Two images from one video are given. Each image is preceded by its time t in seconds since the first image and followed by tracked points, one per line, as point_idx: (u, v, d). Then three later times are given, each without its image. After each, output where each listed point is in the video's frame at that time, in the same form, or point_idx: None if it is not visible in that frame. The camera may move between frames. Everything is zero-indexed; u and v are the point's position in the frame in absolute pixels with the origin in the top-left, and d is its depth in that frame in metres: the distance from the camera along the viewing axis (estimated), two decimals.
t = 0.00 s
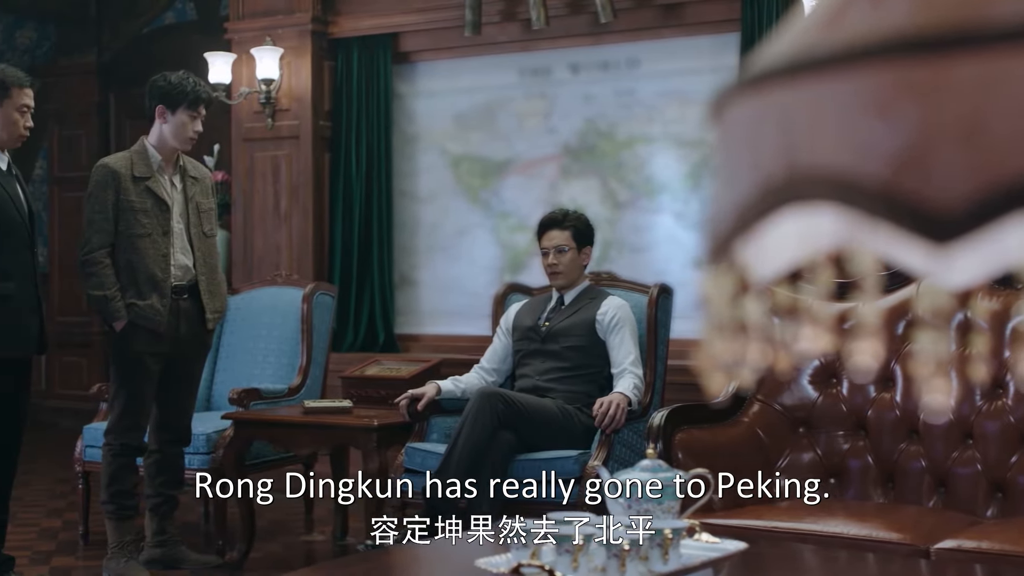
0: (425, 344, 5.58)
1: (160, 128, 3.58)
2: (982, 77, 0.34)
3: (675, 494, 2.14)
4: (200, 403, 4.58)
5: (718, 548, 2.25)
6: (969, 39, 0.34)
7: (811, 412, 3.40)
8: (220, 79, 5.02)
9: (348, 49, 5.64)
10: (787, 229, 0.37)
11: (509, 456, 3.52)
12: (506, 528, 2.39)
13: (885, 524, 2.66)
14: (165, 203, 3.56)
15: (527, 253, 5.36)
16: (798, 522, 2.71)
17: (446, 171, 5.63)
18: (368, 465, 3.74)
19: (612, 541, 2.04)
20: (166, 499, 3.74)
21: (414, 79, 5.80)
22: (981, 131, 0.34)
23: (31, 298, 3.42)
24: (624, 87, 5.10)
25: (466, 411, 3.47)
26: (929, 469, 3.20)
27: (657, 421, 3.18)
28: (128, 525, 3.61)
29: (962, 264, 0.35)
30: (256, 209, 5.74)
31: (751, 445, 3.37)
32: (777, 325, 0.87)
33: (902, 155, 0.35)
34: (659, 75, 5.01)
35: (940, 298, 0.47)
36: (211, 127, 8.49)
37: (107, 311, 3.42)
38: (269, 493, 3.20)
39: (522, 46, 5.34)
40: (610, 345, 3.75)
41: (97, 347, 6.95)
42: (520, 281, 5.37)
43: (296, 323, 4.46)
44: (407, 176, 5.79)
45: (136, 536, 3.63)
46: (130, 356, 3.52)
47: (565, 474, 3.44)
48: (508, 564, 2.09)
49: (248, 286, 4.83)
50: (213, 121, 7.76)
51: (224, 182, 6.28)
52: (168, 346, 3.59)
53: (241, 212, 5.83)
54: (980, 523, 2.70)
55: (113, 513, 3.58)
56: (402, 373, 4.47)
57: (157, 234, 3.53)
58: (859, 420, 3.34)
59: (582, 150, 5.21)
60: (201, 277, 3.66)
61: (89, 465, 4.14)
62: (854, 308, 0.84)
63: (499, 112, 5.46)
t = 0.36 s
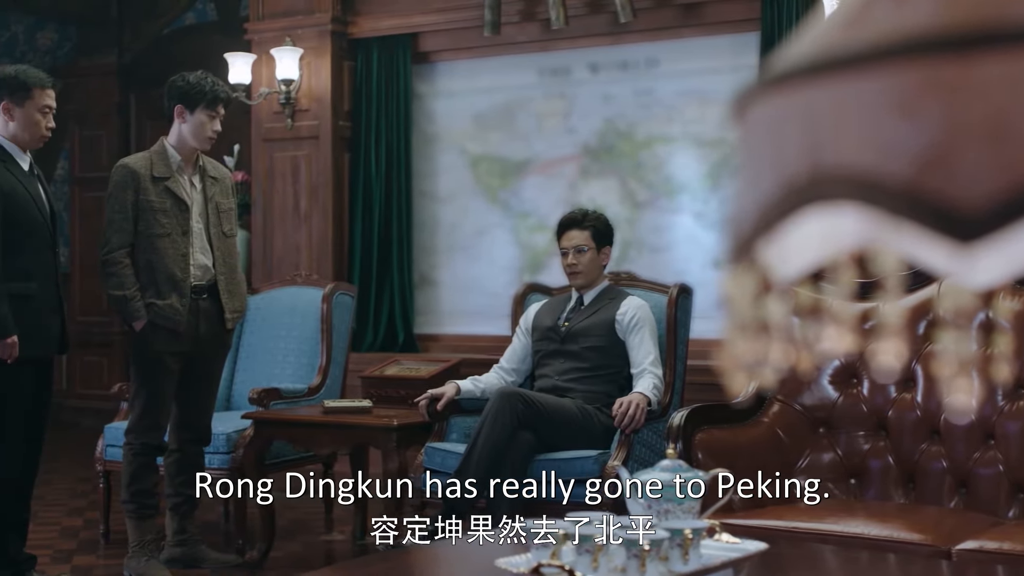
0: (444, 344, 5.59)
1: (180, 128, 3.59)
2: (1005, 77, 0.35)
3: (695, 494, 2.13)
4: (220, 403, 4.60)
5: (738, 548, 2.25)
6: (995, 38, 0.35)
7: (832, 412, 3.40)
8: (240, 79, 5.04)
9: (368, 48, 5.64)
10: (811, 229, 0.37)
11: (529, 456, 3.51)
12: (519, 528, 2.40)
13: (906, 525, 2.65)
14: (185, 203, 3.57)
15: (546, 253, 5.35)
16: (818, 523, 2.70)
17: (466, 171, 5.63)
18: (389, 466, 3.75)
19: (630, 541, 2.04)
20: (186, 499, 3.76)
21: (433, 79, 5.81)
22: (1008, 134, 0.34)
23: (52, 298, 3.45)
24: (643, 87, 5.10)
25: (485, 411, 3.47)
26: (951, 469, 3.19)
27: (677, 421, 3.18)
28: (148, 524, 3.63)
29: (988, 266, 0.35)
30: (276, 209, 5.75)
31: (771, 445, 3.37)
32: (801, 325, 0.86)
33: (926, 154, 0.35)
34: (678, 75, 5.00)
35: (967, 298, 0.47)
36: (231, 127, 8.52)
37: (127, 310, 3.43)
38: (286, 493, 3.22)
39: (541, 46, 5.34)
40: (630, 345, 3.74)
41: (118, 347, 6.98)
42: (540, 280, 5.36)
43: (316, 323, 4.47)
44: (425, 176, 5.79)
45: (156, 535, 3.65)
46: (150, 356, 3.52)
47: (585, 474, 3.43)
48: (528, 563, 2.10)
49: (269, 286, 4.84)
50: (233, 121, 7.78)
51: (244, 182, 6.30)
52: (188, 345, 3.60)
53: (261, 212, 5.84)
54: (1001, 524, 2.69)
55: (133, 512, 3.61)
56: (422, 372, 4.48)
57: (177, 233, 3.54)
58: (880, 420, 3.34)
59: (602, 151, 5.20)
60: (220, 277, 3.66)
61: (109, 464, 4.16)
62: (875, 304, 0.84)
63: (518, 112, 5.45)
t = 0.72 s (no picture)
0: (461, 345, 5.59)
1: (198, 128, 3.60)
2: None
3: (714, 494, 2.13)
4: (239, 403, 4.61)
5: (758, 549, 2.24)
6: (1020, 36, 0.34)
7: (851, 412, 3.39)
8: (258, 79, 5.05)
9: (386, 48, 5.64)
10: (831, 228, 0.36)
11: (546, 457, 3.51)
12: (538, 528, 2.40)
13: (926, 525, 2.65)
14: (204, 203, 3.58)
15: (565, 253, 5.33)
16: (838, 523, 2.69)
17: (484, 171, 5.62)
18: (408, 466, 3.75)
19: (649, 541, 2.03)
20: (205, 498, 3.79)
21: (451, 79, 5.81)
22: None
23: (74, 299, 3.46)
24: (662, 87, 5.09)
25: (503, 411, 3.47)
26: (971, 470, 3.18)
27: (696, 421, 3.18)
28: (168, 523, 3.60)
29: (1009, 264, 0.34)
30: (294, 209, 5.76)
31: (790, 446, 3.36)
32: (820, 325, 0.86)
33: (949, 154, 0.34)
34: (696, 74, 4.99)
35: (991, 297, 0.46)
36: (250, 127, 8.53)
37: (147, 310, 3.44)
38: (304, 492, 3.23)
39: (560, 46, 5.34)
40: (648, 345, 3.74)
41: (137, 347, 7.00)
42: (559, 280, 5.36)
43: (334, 323, 4.48)
44: (442, 176, 5.79)
45: (176, 535, 3.63)
46: (170, 356, 3.54)
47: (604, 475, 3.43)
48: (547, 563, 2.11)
49: (287, 286, 4.85)
50: (251, 121, 7.81)
51: (263, 182, 6.31)
52: (207, 345, 3.61)
53: (280, 213, 5.85)
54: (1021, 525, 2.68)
55: (152, 511, 3.59)
56: (441, 372, 4.48)
57: (196, 233, 3.55)
58: (900, 420, 3.33)
59: (622, 150, 5.20)
60: (239, 277, 3.67)
61: (129, 463, 4.17)
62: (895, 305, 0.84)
63: (536, 111, 5.45)
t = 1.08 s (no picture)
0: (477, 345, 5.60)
1: (216, 128, 3.61)
2: None
3: (732, 495, 2.11)
4: (258, 402, 4.61)
5: (777, 549, 2.24)
6: None
7: (869, 412, 3.39)
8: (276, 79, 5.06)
9: (404, 48, 5.65)
10: (852, 228, 0.35)
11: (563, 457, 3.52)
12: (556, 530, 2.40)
13: (944, 526, 2.64)
14: (221, 203, 3.58)
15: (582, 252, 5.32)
16: (857, 524, 2.69)
17: (502, 170, 5.63)
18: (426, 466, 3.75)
19: (667, 541, 2.02)
20: (223, 497, 3.78)
21: (468, 79, 5.81)
22: None
23: (93, 299, 3.48)
24: (679, 86, 5.09)
25: (522, 411, 3.47)
26: (989, 470, 3.17)
27: (714, 420, 3.18)
28: (186, 522, 3.64)
29: None
30: (312, 209, 5.76)
31: (809, 446, 3.35)
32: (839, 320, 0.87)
33: (970, 154, 0.34)
34: (713, 75, 4.99)
35: (1011, 298, 0.45)
36: (269, 128, 8.52)
37: (165, 310, 3.45)
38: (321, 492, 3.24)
39: (577, 46, 5.34)
40: (666, 345, 3.74)
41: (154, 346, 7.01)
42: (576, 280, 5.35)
43: (352, 323, 4.48)
44: (459, 176, 5.80)
45: (194, 533, 3.65)
46: (188, 356, 3.55)
47: (621, 476, 3.43)
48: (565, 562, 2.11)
49: (305, 286, 4.86)
50: (269, 121, 7.81)
51: (281, 183, 6.32)
52: (226, 345, 3.61)
53: (298, 213, 5.85)
54: None
55: (170, 511, 3.60)
56: (458, 373, 4.48)
57: (213, 233, 3.56)
58: (918, 421, 3.33)
59: (639, 150, 5.20)
60: (257, 277, 3.68)
61: (148, 463, 4.18)
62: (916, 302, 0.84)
63: (554, 111, 5.46)
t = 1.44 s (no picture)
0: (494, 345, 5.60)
1: (234, 128, 3.62)
2: None
3: (751, 495, 2.11)
4: (275, 402, 4.62)
5: (795, 549, 2.24)
6: None
7: (887, 412, 3.39)
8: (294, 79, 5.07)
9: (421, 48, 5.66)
10: (869, 227, 0.30)
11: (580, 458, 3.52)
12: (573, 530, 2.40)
13: (962, 527, 2.63)
14: (239, 203, 3.59)
15: (599, 252, 5.32)
16: (875, 524, 2.68)
17: (518, 170, 5.62)
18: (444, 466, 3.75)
19: (685, 541, 1.99)
20: (241, 497, 3.79)
21: (485, 79, 5.81)
22: None
23: (112, 298, 3.49)
24: (696, 85, 5.07)
25: (539, 411, 3.48)
26: (1008, 471, 3.16)
27: (731, 421, 3.17)
28: (203, 522, 3.65)
29: None
30: (329, 209, 5.78)
31: (828, 446, 3.34)
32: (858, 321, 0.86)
33: (995, 153, 0.27)
34: (730, 75, 4.98)
35: None
36: (289, 127, 8.54)
37: (183, 310, 3.46)
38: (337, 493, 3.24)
39: (594, 46, 5.34)
40: (683, 345, 3.73)
41: (172, 347, 7.04)
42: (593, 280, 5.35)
43: (370, 322, 4.49)
44: (477, 176, 5.80)
45: (212, 533, 3.66)
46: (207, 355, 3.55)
47: (638, 477, 3.43)
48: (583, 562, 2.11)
49: (322, 285, 4.87)
50: (286, 122, 7.83)
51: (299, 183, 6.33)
52: (244, 346, 3.62)
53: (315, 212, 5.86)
54: None
55: (188, 511, 3.61)
56: (476, 372, 4.48)
57: (232, 234, 3.56)
58: (937, 421, 3.33)
59: (658, 149, 5.18)
60: (275, 277, 3.68)
61: (166, 462, 4.19)
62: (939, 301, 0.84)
63: (571, 111, 5.45)
